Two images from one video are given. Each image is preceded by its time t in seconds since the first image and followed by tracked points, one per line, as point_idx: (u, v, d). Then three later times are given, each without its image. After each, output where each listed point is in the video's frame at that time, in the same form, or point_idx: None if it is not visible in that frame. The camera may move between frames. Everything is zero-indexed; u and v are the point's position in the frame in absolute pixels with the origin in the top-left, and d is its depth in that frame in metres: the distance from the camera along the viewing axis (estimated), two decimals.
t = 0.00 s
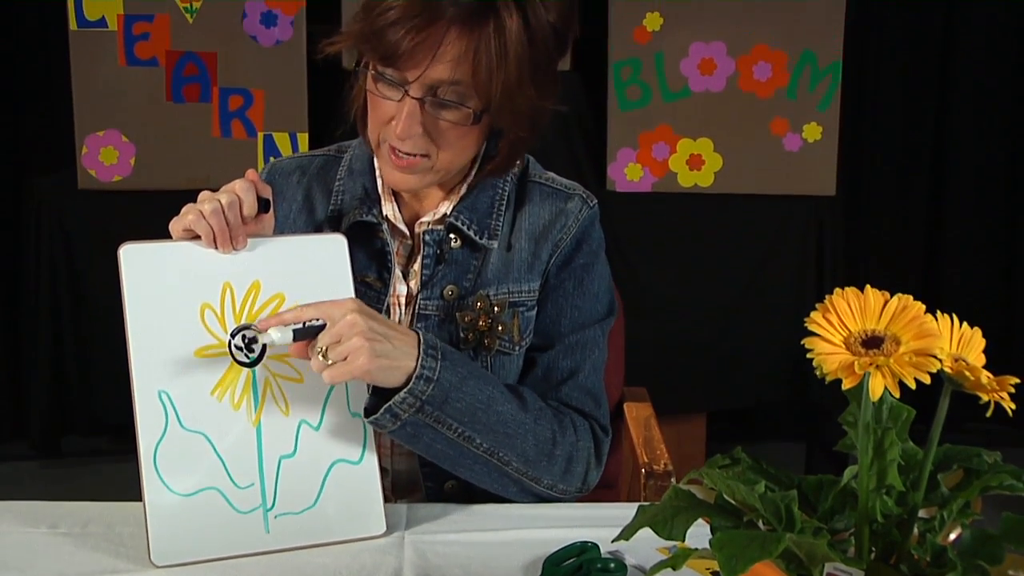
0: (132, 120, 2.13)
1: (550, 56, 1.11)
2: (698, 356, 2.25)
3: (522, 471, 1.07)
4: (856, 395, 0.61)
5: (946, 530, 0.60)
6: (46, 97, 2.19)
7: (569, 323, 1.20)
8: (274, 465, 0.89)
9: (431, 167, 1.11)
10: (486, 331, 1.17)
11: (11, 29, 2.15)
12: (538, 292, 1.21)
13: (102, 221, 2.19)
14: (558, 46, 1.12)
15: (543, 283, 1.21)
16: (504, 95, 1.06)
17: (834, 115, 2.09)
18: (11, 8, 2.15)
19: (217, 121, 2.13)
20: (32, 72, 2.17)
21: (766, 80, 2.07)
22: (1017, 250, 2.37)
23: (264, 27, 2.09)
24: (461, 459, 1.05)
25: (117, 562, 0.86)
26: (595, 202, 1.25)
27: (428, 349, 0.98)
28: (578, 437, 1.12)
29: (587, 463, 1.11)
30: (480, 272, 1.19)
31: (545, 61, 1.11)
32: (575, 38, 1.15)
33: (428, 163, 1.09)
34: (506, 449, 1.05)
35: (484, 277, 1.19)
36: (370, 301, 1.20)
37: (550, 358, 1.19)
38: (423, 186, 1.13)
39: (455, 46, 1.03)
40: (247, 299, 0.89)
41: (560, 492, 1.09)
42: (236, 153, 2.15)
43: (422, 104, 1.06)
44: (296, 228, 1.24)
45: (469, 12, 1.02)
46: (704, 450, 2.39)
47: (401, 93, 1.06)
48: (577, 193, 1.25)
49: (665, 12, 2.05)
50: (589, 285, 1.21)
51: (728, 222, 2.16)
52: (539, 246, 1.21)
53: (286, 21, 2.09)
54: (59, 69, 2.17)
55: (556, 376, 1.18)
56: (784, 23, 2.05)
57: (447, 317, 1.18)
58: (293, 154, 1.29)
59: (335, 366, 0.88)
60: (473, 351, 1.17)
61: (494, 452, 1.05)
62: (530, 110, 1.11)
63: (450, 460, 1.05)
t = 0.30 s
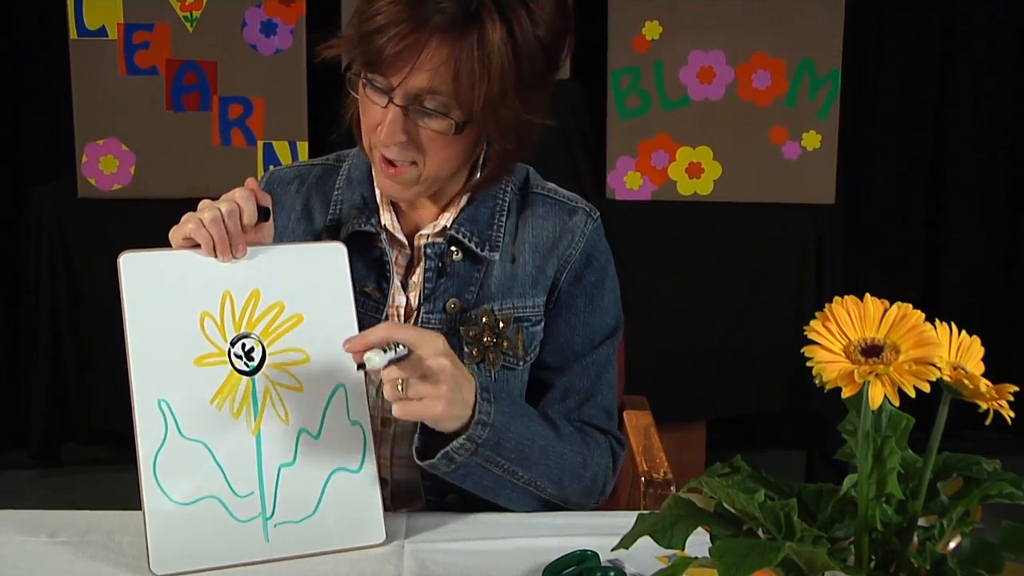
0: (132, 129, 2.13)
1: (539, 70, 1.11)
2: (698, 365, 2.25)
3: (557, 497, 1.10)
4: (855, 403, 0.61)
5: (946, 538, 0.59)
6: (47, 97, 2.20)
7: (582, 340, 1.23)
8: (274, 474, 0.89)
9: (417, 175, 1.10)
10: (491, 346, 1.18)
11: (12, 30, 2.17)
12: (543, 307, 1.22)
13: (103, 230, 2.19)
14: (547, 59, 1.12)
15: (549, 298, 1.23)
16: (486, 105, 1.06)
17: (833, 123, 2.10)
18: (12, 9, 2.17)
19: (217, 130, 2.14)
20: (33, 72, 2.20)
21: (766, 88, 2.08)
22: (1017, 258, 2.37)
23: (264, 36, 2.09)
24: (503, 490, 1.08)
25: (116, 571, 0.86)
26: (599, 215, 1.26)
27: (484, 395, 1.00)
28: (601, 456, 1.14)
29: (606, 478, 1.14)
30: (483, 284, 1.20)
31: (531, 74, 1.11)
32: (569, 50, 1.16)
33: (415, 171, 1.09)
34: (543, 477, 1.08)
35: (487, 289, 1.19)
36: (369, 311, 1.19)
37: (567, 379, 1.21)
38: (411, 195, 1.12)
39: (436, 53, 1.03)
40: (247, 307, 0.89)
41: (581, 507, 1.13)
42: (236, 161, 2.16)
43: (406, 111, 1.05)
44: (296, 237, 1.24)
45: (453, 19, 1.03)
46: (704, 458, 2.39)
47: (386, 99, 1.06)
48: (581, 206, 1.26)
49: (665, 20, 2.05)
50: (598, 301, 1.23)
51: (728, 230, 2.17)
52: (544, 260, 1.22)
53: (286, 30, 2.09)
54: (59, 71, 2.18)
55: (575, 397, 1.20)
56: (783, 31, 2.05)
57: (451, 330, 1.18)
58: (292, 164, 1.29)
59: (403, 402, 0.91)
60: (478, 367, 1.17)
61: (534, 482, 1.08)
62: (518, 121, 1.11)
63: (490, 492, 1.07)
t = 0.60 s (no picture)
0: (132, 135, 2.14)
1: (548, 80, 1.11)
2: (698, 370, 2.25)
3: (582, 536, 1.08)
4: (856, 408, 0.61)
5: (946, 544, 0.59)
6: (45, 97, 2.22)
7: (586, 351, 1.23)
8: (274, 480, 0.88)
9: (426, 180, 1.09)
10: (496, 354, 1.18)
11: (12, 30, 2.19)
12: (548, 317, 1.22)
13: (103, 235, 2.20)
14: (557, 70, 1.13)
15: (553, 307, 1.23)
16: (496, 114, 1.06)
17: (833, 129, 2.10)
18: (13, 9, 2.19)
19: (217, 135, 2.14)
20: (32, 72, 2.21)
21: (766, 93, 2.08)
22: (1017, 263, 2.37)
23: (264, 41, 2.09)
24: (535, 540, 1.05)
25: None
26: (604, 225, 1.27)
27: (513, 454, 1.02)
28: (601, 475, 1.13)
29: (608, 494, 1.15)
30: (488, 292, 1.19)
31: (542, 85, 1.11)
32: (574, 61, 1.16)
33: (423, 174, 1.08)
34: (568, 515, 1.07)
35: (492, 297, 1.19)
36: (372, 317, 1.18)
37: (574, 394, 1.22)
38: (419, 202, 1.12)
39: (448, 63, 1.04)
40: (248, 312, 0.89)
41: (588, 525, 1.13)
42: (236, 167, 2.16)
43: (416, 119, 1.06)
44: (299, 242, 1.24)
45: (464, 29, 1.03)
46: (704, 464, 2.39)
47: (397, 107, 1.06)
48: (586, 215, 1.26)
49: (665, 26, 2.06)
50: (603, 313, 1.24)
51: (728, 235, 2.17)
52: (550, 270, 1.22)
53: (286, 35, 2.09)
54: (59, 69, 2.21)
55: (579, 408, 1.21)
56: (783, 36, 2.05)
57: (455, 338, 1.17)
58: (297, 168, 1.29)
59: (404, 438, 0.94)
60: (480, 375, 1.18)
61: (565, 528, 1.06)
62: (526, 130, 1.11)
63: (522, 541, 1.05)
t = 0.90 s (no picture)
0: (131, 140, 2.13)
1: (555, 88, 1.12)
2: (698, 375, 2.25)
3: (560, 500, 1.08)
4: (856, 413, 0.61)
5: (946, 549, 0.59)
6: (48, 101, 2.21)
7: (585, 349, 1.20)
8: (274, 486, 0.88)
9: (433, 189, 1.10)
10: (493, 357, 1.17)
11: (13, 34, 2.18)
12: (546, 318, 1.21)
13: (103, 241, 2.20)
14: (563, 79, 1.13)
15: (551, 307, 1.21)
16: (505, 122, 1.07)
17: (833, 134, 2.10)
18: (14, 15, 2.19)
19: (217, 141, 2.14)
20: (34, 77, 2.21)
21: (765, 99, 2.08)
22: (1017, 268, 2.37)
23: (264, 47, 2.10)
24: (505, 495, 1.07)
25: None
26: (602, 226, 1.25)
27: (469, 383, 1.00)
28: (609, 461, 1.13)
29: (616, 487, 1.13)
30: (487, 296, 1.19)
31: (549, 93, 1.11)
32: (580, 70, 1.15)
33: (430, 185, 1.09)
34: (543, 479, 1.07)
35: (491, 301, 1.19)
36: (374, 322, 1.19)
37: (570, 387, 1.19)
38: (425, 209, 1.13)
39: (457, 72, 1.04)
40: (248, 318, 0.89)
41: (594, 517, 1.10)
42: (236, 172, 2.16)
43: (424, 128, 1.06)
44: (300, 247, 1.24)
45: (473, 38, 1.03)
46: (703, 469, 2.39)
47: (405, 116, 1.06)
48: (584, 217, 1.25)
49: (664, 31, 2.06)
50: (601, 312, 1.21)
51: (727, 241, 2.17)
52: (547, 272, 1.21)
53: (286, 41, 2.09)
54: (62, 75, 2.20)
55: (578, 405, 1.18)
56: (783, 41, 2.05)
57: (454, 341, 1.17)
58: (299, 173, 1.29)
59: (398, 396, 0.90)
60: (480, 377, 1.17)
61: (534, 483, 1.07)
62: (533, 138, 1.12)
63: (489, 491, 1.06)
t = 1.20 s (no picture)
0: (131, 141, 2.13)
1: (555, 91, 1.12)
2: (698, 376, 2.25)
3: (559, 492, 1.07)
4: (856, 414, 0.61)
5: (947, 550, 0.59)
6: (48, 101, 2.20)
7: (583, 344, 1.21)
8: (274, 486, 0.88)
9: (429, 189, 1.10)
10: (493, 353, 1.17)
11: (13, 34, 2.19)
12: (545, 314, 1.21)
13: (103, 242, 2.20)
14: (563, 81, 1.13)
15: (550, 303, 1.21)
16: (504, 121, 1.07)
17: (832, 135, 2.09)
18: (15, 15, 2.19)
19: (218, 142, 2.14)
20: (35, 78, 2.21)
21: (765, 100, 2.08)
22: (1017, 269, 2.37)
23: (265, 48, 2.10)
24: (505, 490, 1.06)
25: None
26: (599, 223, 1.25)
27: (458, 375, 0.99)
28: (609, 454, 1.13)
29: (621, 481, 1.12)
30: (486, 294, 1.19)
31: (549, 94, 1.11)
32: (580, 72, 1.15)
33: (427, 185, 1.09)
34: (541, 471, 1.06)
35: (490, 299, 1.19)
36: (372, 322, 1.19)
37: (569, 381, 1.19)
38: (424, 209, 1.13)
39: (457, 70, 1.04)
40: (248, 319, 0.89)
41: (597, 510, 1.10)
42: (236, 173, 2.16)
43: (423, 126, 1.06)
44: (299, 247, 1.24)
45: (474, 37, 1.03)
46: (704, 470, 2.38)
47: (404, 114, 1.06)
48: (581, 215, 1.25)
49: (665, 32, 2.06)
50: (599, 307, 1.21)
51: (727, 242, 2.17)
52: (545, 269, 1.21)
53: (286, 42, 2.09)
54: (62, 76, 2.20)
55: (578, 398, 1.18)
56: (784, 42, 2.05)
57: (454, 340, 1.17)
58: (297, 173, 1.29)
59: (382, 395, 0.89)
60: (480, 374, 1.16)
61: (531, 476, 1.06)
62: (532, 139, 1.12)
63: (486, 485, 1.06)
